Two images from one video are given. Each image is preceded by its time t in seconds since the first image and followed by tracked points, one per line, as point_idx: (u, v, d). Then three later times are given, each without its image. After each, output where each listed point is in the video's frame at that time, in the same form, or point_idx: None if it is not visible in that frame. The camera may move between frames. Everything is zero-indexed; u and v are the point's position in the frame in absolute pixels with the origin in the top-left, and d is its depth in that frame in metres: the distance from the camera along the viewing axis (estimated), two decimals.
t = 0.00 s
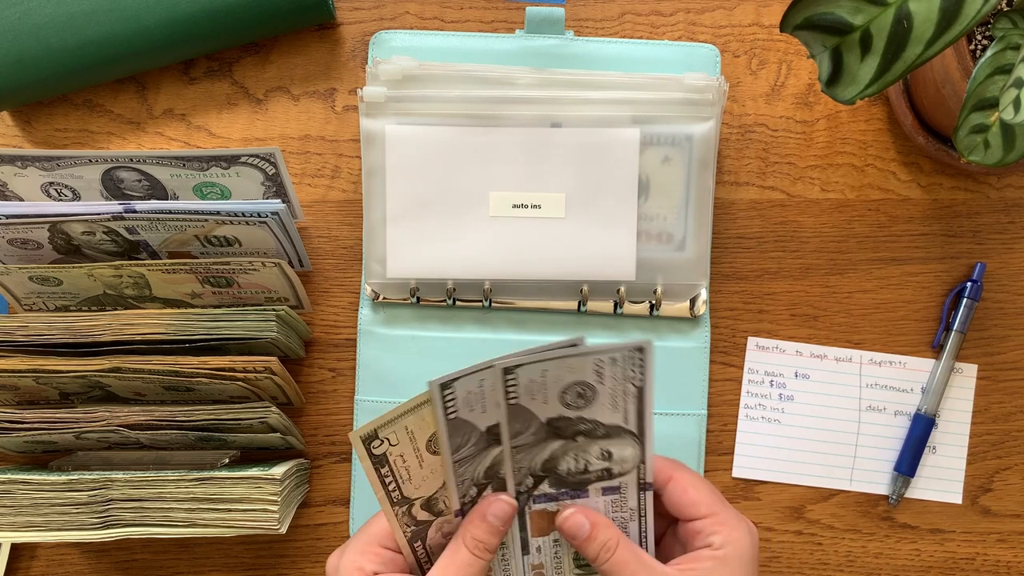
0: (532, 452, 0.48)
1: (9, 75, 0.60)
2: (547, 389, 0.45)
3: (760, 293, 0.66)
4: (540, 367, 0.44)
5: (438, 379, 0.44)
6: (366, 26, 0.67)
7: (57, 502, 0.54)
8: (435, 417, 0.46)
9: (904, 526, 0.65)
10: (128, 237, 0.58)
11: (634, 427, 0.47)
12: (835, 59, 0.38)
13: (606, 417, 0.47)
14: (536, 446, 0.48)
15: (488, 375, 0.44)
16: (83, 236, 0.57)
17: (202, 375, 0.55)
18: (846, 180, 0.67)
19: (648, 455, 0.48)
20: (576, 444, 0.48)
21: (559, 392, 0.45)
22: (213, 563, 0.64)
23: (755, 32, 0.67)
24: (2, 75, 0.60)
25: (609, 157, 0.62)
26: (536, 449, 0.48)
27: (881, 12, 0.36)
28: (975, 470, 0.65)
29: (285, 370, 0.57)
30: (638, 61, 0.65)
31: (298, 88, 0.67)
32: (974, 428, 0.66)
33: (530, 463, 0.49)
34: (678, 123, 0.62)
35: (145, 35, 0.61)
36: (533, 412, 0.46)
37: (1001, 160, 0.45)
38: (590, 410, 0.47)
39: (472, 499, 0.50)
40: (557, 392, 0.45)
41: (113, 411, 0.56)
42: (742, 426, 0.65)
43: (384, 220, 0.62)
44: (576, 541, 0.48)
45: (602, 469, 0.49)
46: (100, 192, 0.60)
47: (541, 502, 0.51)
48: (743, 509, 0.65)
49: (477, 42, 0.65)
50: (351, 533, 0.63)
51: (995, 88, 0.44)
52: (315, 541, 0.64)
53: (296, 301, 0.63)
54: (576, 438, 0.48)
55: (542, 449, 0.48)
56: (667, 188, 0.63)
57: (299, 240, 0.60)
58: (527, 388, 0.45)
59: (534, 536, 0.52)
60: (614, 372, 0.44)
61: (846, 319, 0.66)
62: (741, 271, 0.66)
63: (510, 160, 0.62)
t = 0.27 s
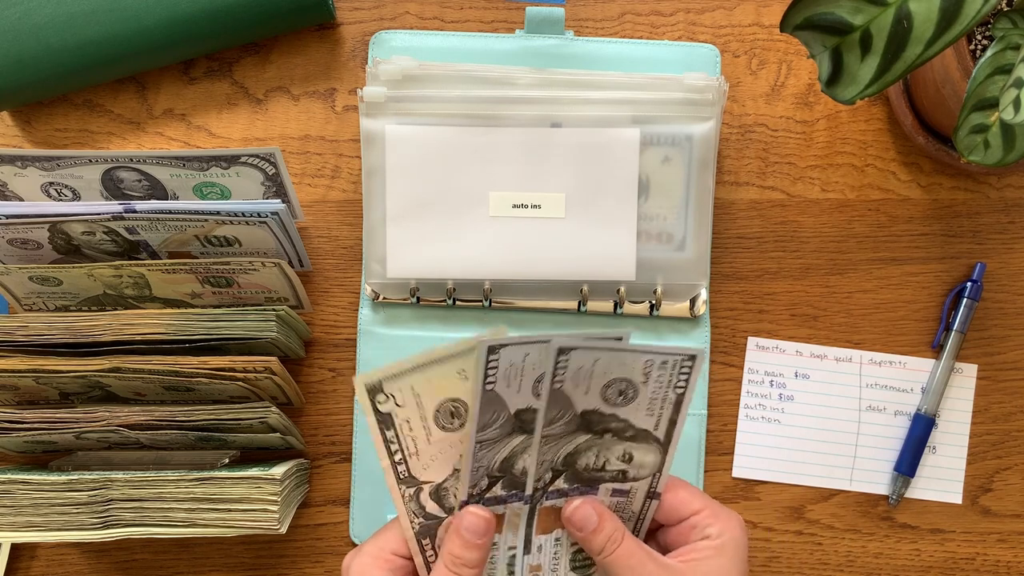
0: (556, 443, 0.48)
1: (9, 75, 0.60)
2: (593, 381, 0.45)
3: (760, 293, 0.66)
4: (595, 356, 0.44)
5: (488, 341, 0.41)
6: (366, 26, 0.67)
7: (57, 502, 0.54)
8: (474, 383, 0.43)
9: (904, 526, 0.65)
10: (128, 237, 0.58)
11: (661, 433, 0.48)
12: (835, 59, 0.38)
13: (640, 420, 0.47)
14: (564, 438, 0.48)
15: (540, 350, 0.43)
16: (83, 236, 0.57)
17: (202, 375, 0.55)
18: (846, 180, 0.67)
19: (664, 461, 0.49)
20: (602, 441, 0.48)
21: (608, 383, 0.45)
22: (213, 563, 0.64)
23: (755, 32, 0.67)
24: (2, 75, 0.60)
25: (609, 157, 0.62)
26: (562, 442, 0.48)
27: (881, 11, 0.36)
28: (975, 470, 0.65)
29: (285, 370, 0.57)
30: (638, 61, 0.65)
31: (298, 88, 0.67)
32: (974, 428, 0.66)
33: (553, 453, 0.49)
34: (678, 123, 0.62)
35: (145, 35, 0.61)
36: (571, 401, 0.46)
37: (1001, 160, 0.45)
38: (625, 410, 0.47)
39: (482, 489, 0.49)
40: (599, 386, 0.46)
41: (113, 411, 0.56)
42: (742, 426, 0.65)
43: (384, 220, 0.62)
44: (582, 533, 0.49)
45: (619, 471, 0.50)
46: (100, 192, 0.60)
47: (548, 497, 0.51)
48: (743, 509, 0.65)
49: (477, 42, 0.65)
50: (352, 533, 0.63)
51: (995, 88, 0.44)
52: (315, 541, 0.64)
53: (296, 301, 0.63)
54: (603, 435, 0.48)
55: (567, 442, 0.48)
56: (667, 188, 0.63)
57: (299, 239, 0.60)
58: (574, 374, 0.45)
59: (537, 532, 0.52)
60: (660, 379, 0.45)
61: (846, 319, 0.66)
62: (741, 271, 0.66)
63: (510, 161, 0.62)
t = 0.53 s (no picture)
0: (482, 461, 0.41)
1: (9, 74, 0.60)
2: (503, 374, 0.39)
3: (760, 293, 0.66)
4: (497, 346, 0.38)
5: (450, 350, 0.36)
6: (366, 26, 0.67)
7: (57, 502, 0.54)
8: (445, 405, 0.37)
9: (904, 526, 0.65)
10: (128, 237, 0.58)
11: (581, 419, 0.42)
12: (835, 59, 0.38)
13: (551, 408, 0.41)
14: (483, 451, 0.40)
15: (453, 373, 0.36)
16: (83, 236, 0.57)
17: (202, 374, 0.55)
18: (846, 180, 0.67)
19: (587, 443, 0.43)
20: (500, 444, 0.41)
21: (509, 375, 0.39)
22: (213, 563, 0.64)
23: (755, 32, 0.67)
24: (3, 74, 0.60)
25: (608, 157, 0.62)
26: (479, 457, 0.40)
27: (881, 12, 0.36)
28: (975, 470, 0.66)
29: (285, 370, 0.57)
30: (638, 61, 0.65)
31: (298, 88, 0.67)
32: (974, 428, 0.66)
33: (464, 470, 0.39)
34: (678, 123, 0.62)
35: (145, 35, 0.61)
36: (483, 408, 0.39)
37: (1000, 160, 0.45)
38: (537, 401, 0.41)
39: (479, 507, 0.41)
40: (506, 381, 0.39)
41: (113, 411, 0.56)
42: (742, 426, 0.65)
43: (384, 220, 0.62)
44: (534, 553, 0.42)
45: (547, 468, 0.43)
46: (100, 192, 0.60)
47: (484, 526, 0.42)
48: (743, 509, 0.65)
49: (478, 42, 0.65)
50: (353, 533, 0.63)
51: (995, 88, 0.44)
52: (315, 541, 0.64)
53: (296, 301, 0.63)
54: (521, 435, 0.42)
55: (487, 455, 0.41)
56: (667, 188, 0.63)
57: (299, 239, 0.60)
58: (478, 376, 0.38)
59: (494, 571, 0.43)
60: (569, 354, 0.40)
61: (846, 319, 0.66)
62: (741, 271, 0.66)
63: (510, 161, 0.62)
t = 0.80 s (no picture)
0: (529, 415, 0.51)
1: (8, 75, 0.60)
2: (525, 342, 0.49)
3: (760, 293, 0.66)
4: (511, 323, 0.49)
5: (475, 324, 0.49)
6: (366, 26, 0.67)
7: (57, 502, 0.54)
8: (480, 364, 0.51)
9: (904, 526, 0.65)
10: (129, 237, 0.58)
11: (609, 387, 0.49)
12: (835, 59, 0.38)
13: (583, 379, 0.49)
14: (528, 408, 0.51)
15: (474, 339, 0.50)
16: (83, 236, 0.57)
17: (202, 375, 0.55)
18: (846, 180, 0.67)
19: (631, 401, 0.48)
20: (580, 407, 0.49)
21: (535, 346, 0.49)
22: (213, 563, 0.64)
23: (755, 32, 0.67)
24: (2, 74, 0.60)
25: (608, 157, 0.62)
26: (535, 412, 0.51)
27: (881, 11, 0.36)
28: (975, 470, 0.65)
29: (285, 370, 0.57)
30: (638, 61, 0.65)
31: (298, 88, 0.67)
32: (973, 428, 0.66)
33: (533, 415, 0.51)
34: (678, 123, 0.62)
35: (145, 35, 0.61)
36: (517, 371, 0.50)
37: (1000, 160, 0.45)
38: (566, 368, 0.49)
39: (539, 449, 0.52)
40: (530, 352, 0.49)
41: (113, 411, 0.56)
42: (742, 426, 0.65)
43: (384, 220, 0.62)
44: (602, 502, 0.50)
45: (599, 432, 0.50)
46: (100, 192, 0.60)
47: (553, 466, 0.52)
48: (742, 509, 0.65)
49: (478, 42, 0.65)
50: (353, 533, 0.63)
51: (995, 88, 0.44)
52: (315, 541, 0.64)
53: (296, 301, 0.63)
54: (564, 399, 0.50)
55: (536, 412, 0.50)
56: (667, 188, 0.63)
57: (299, 240, 0.60)
58: (506, 341, 0.49)
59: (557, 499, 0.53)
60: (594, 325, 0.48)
61: (846, 319, 0.66)
62: (741, 271, 0.66)
63: (510, 160, 0.62)
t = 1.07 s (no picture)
0: (489, 449, 0.63)
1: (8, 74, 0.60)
2: (436, 395, 0.63)
3: (760, 293, 0.66)
4: (416, 390, 0.63)
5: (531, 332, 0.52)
6: (366, 26, 0.67)
7: (57, 502, 0.54)
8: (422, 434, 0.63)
9: (904, 526, 0.65)
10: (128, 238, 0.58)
11: (507, 377, 0.63)
12: (835, 59, 0.38)
13: (490, 387, 0.63)
14: (484, 443, 0.63)
15: (401, 419, 0.63)
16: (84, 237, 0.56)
17: (203, 374, 0.55)
18: (845, 180, 0.67)
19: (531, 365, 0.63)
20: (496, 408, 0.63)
21: (443, 388, 0.63)
22: (213, 563, 0.64)
23: (755, 32, 0.67)
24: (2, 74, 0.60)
25: (608, 157, 0.62)
26: (490, 445, 0.63)
27: (881, 11, 0.36)
28: (975, 470, 0.65)
29: (285, 370, 0.57)
30: (638, 61, 0.65)
31: (298, 88, 0.67)
32: (973, 428, 0.66)
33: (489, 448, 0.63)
34: (678, 123, 0.62)
35: (146, 35, 0.61)
36: (451, 425, 0.63)
37: (1001, 160, 0.45)
38: (477, 391, 0.63)
39: (524, 474, 0.63)
40: (445, 393, 0.63)
41: (113, 411, 0.56)
42: (742, 427, 0.65)
43: (384, 220, 0.62)
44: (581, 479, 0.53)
45: (540, 417, 0.62)
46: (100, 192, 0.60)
47: (540, 478, 0.63)
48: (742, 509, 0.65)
49: (478, 43, 0.65)
50: (353, 533, 0.63)
51: (995, 88, 0.44)
52: (315, 541, 0.64)
53: (296, 301, 0.63)
54: (497, 415, 0.63)
55: (491, 442, 0.63)
56: (667, 188, 0.63)
57: (299, 240, 0.60)
58: (425, 410, 0.63)
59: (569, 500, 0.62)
60: (449, 343, 0.63)
61: (846, 319, 0.66)
62: (741, 271, 0.66)
63: (510, 160, 0.62)
